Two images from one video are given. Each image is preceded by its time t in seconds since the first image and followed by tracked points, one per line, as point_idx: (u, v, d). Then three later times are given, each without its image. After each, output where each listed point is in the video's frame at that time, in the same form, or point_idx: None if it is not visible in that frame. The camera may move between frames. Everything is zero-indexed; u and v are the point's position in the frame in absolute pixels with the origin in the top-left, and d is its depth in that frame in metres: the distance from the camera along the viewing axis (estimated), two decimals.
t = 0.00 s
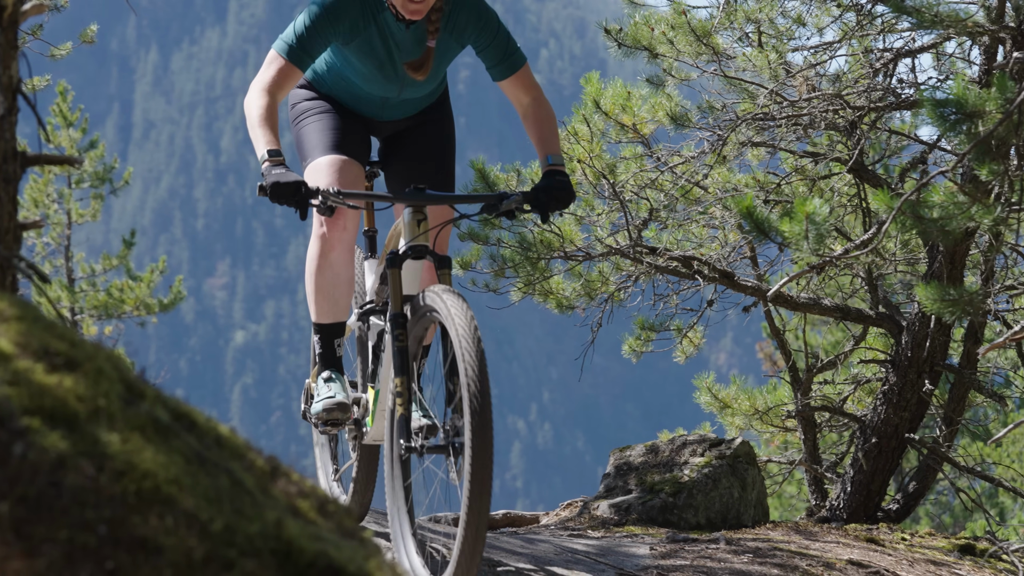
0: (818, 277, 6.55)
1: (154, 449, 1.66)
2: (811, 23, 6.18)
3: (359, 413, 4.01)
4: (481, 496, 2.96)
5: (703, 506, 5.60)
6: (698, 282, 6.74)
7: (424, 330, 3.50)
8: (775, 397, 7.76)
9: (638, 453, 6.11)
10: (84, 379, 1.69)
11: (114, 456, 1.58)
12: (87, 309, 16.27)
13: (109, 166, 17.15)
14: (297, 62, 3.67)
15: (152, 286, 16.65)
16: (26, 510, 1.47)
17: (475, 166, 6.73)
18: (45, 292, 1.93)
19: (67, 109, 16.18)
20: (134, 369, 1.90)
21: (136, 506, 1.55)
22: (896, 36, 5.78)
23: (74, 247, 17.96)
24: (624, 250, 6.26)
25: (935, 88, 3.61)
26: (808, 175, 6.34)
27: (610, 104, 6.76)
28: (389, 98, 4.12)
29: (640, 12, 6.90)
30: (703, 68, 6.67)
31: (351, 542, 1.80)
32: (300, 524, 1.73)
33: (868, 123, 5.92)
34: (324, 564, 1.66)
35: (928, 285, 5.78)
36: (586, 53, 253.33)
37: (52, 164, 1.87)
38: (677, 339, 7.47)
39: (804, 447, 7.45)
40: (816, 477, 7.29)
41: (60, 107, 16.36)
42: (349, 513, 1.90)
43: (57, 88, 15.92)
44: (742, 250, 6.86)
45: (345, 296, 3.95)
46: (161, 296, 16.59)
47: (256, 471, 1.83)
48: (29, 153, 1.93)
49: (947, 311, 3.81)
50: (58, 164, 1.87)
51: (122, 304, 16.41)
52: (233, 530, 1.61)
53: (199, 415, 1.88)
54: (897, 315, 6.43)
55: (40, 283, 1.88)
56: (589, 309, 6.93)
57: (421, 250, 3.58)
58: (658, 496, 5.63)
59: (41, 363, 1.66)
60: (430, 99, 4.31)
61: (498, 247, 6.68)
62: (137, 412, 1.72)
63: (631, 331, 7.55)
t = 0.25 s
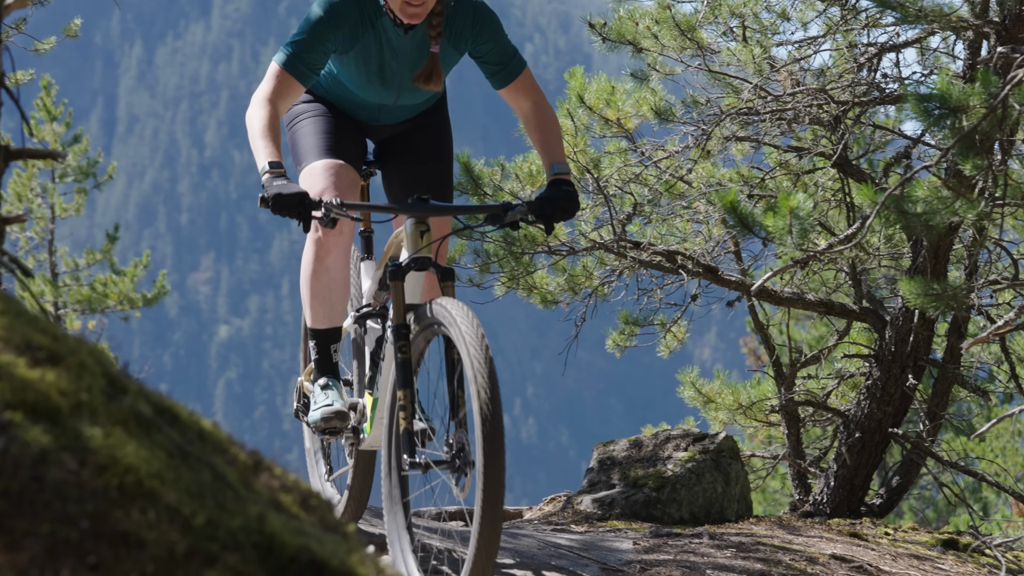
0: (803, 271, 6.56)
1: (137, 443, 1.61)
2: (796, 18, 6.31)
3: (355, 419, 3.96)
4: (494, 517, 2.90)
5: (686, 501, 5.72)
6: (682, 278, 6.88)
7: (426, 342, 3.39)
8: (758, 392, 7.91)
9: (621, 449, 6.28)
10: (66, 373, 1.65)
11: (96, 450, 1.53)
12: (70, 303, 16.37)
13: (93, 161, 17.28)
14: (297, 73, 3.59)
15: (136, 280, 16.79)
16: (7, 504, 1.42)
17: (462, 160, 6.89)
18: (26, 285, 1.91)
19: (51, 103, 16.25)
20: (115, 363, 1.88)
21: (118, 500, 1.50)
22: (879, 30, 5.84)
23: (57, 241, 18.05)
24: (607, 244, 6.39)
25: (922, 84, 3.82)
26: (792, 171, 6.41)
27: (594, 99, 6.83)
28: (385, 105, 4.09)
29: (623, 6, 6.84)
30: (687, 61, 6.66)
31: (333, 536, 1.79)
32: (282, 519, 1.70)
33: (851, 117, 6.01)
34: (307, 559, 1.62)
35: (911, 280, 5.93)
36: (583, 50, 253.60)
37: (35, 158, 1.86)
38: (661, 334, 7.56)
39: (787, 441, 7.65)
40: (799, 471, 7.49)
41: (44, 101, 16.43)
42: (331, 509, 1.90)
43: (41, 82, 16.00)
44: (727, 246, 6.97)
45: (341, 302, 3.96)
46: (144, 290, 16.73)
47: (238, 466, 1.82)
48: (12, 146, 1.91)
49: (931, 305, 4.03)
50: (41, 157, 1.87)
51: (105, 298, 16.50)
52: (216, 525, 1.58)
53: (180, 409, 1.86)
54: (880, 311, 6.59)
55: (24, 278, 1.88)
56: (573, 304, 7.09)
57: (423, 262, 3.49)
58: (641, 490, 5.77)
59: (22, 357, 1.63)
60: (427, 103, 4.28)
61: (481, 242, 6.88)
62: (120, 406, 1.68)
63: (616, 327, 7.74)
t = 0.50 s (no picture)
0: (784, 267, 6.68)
1: (117, 438, 1.59)
2: (778, 14, 6.27)
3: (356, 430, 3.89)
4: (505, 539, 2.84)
5: (668, 497, 5.75)
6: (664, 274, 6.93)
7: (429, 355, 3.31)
8: (741, 387, 8.04)
9: (603, 445, 6.28)
10: (46, 368, 1.63)
11: (77, 446, 1.51)
12: (53, 298, 16.42)
13: (75, 157, 17.34)
14: (299, 82, 3.50)
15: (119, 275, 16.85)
16: None
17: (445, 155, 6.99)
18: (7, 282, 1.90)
19: (33, 98, 16.27)
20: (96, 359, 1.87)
21: (98, 496, 1.47)
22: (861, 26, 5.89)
23: (39, 237, 18.10)
24: (590, 241, 6.39)
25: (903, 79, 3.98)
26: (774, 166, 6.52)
27: (576, 95, 6.88)
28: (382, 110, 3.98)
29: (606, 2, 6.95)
30: (670, 57, 6.72)
31: (314, 531, 1.78)
32: (263, 514, 1.68)
33: (836, 114, 5.99)
34: (288, 553, 1.58)
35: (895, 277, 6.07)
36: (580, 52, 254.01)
37: (16, 154, 1.87)
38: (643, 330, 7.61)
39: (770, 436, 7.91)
40: (782, 467, 7.69)
41: (26, 97, 16.45)
42: (313, 503, 1.90)
43: (22, 77, 16.03)
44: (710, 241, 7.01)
45: (335, 309, 3.81)
46: (127, 286, 16.81)
47: (219, 460, 1.81)
48: None
49: (913, 302, 4.26)
50: (23, 153, 1.87)
51: (87, 294, 16.57)
52: (196, 519, 1.54)
53: (161, 404, 1.86)
54: (863, 307, 6.69)
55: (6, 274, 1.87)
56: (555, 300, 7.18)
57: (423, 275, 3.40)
58: (624, 487, 5.77)
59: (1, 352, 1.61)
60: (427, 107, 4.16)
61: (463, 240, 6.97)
62: (101, 402, 1.66)
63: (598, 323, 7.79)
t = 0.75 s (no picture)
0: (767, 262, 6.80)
1: (99, 431, 1.55)
2: (761, 8, 6.33)
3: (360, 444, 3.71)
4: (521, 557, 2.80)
5: (651, 491, 5.80)
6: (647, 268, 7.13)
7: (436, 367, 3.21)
8: (724, 381, 8.03)
9: (585, 438, 6.28)
10: (27, 361, 1.59)
11: (58, 439, 1.47)
12: (35, 293, 16.43)
13: (57, 151, 17.38)
14: (303, 84, 3.47)
15: (102, 270, 16.89)
16: None
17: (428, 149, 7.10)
18: None
19: (16, 92, 16.27)
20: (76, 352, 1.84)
21: (80, 489, 1.43)
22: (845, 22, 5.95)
23: (22, 231, 18.10)
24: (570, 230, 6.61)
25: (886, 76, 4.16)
26: (756, 160, 6.64)
27: (559, 89, 7.12)
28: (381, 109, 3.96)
29: None
30: (653, 52, 6.74)
31: (295, 525, 1.78)
32: (244, 508, 1.65)
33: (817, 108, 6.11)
34: (269, 548, 1.58)
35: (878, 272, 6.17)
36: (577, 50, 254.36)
37: None
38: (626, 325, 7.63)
39: (753, 431, 8.01)
40: (765, 460, 7.83)
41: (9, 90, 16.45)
42: (294, 497, 1.90)
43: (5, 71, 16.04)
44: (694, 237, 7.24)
45: (333, 315, 3.77)
46: (110, 280, 16.85)
47: (201, 455, 1.81)
48: None
49: (896, 295, 4.41)
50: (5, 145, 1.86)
51: (70, 288, 16.55)
52: (178, 513, 1.51)
53: (143, 398, 1.85)
54: (846, 301, 6.84)
55: None
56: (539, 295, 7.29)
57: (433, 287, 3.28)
58: (607, 482, 5.81)
59: None
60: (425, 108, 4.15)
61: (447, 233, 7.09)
62: (82, 395, 1.62)
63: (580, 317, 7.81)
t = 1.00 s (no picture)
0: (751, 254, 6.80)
1: (79, 424, 1.52)
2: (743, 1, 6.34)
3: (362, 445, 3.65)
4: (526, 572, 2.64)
5: (632, 484, 5.82)
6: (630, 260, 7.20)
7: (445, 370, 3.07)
8: (705, 374, 8.12)
9: (568, 431, 6.28)
10: (6, 353, 1.54)
11: (38, 432, 1.44)
12: (17, 286, 16.43)
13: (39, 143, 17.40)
14: (305, 82, 3.40)
15: (83, 263, 16.88)
16: None
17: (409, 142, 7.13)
18: None
19: None
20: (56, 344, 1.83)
21: (60, 482, 1.41)
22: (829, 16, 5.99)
23: (4, 224, 18.09)
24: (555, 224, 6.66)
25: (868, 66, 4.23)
26: (738, 153, 6.73)
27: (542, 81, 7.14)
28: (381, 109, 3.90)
29: None
30: (634, 44, 6.73)
31: (276, 517, 1.78)
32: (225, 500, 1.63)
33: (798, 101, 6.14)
34: (251, 540, 1.55)
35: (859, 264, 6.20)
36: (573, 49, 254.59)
37: None
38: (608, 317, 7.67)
39: (735, 423, 8.06)
40: (746, 452, 7.95)
41: None
42: (274, 489, 1.89)
43: None
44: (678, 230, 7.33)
45: (333, 321, 3.67)
46: (91, 273, 16.86)
47: (181, 447, 1.80)
48: None
49: (878, 285, 4.48)
50: None
51: (51, 281, 16.52)
52: (159, 506, 1.49)
53: (122, 390, 1.84)
54: (828, 294, 7.03)
55: None
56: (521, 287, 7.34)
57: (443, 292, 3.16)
58: (588, 474, 5.84)
59: None
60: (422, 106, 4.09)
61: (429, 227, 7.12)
62: (62, 387, 1.59)
63: (563, 309, 7.83)
